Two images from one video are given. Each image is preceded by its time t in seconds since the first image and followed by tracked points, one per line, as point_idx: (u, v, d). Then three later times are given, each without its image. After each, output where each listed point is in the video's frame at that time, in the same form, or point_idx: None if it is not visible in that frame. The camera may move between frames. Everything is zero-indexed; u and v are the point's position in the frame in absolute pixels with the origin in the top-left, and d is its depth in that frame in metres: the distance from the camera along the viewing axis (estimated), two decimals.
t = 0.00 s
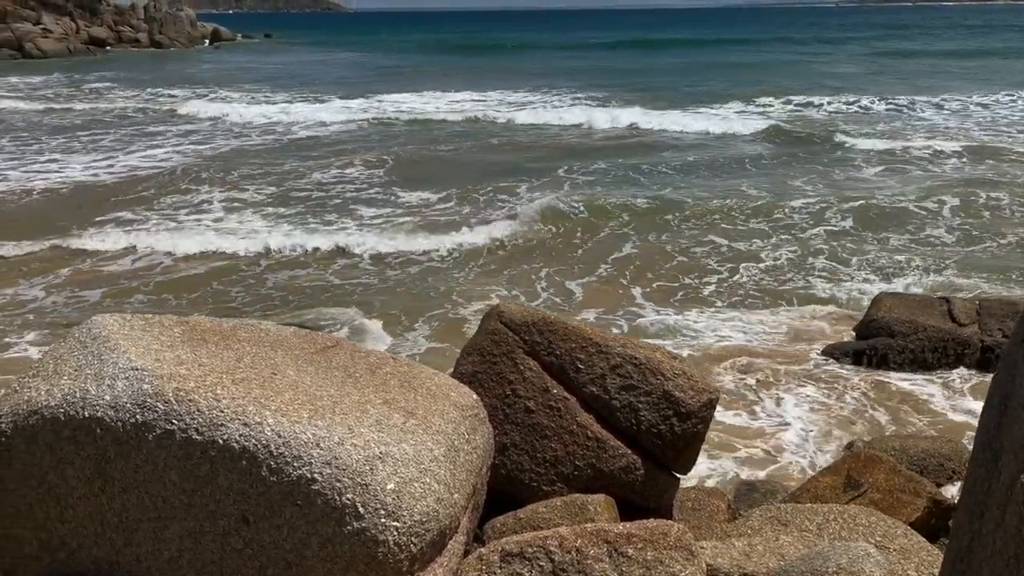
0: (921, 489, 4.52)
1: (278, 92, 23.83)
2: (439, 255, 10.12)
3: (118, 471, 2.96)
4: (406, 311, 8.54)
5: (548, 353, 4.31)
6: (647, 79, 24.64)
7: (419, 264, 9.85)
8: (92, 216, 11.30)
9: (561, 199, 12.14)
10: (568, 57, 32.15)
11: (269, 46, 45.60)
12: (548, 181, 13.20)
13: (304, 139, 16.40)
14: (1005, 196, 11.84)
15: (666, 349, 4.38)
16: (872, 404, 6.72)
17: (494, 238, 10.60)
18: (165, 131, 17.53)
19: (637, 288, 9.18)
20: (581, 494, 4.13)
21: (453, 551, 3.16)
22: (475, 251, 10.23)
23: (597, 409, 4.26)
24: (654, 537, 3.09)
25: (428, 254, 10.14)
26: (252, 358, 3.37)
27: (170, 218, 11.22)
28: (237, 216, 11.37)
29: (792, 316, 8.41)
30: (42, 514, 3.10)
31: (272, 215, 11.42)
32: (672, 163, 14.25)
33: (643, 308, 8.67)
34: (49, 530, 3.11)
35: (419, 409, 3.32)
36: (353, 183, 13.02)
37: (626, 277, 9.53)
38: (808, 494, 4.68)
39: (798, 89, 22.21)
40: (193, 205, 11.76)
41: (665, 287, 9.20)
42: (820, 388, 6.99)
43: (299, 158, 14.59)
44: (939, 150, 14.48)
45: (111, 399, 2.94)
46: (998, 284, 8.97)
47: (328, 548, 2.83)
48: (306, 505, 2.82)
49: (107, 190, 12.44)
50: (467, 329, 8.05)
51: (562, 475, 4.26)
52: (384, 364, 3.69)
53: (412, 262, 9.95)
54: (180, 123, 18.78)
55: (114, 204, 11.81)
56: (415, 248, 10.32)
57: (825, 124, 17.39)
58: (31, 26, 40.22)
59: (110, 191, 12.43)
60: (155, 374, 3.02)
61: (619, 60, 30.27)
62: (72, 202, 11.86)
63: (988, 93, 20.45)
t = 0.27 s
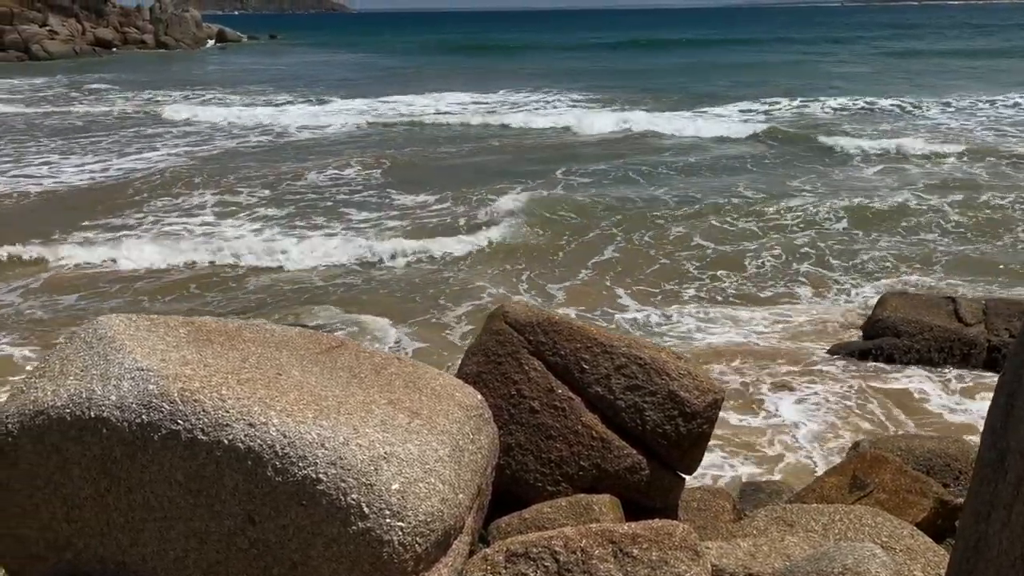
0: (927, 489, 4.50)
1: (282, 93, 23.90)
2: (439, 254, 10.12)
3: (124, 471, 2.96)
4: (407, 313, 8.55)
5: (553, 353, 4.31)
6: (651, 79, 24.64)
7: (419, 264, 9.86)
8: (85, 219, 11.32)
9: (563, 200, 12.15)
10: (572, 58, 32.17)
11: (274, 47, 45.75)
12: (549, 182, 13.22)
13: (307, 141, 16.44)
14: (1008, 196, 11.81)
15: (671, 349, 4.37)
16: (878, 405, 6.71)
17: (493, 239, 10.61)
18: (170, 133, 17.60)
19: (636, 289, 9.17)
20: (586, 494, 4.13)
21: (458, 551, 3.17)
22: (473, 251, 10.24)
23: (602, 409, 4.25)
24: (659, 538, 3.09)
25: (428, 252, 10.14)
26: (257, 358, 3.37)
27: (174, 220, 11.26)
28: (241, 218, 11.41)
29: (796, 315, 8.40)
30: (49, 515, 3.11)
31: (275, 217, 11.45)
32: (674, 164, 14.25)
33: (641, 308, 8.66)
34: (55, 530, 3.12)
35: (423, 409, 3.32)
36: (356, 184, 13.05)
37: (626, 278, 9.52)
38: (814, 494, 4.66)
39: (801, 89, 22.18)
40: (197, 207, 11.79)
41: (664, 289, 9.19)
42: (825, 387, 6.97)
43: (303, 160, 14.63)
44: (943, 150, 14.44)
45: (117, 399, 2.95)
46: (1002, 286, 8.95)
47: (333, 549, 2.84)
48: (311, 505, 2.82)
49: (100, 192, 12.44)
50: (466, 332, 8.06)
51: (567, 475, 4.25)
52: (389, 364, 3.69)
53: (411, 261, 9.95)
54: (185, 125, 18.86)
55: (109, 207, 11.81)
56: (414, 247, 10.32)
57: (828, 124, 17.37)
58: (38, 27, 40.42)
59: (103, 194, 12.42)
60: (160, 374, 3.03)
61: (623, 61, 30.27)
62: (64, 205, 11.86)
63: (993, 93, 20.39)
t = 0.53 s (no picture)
0: (932, 490, 4.49)
1: (286, 94, 23.94)
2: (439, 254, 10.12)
3: (128, 472, 2.97)
4: (410, 313, 8.56)
5: (557, 354, 4.31)
6: (653, 80, 24.64)
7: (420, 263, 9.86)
8: (84, 220, 11.36)
9: (565, 201, 12.15)
10: (575, 58, 32.18)
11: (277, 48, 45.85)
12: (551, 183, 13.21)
13: (310, 142, 16.47)
14: (1011, 197, 11.79)
15: (675, 350, 4.37)
16: (882, 405, 6.69)
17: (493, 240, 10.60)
18: (174, 134, 17.64)
19: (637, 289, 9.17)
20: (590, 495, 4.12)
21: (462, 552, 3.17)
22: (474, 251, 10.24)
23: (606, 410, 4.25)
24: (663, 539, 3.09)
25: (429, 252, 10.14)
26: (261, 358, 3.38)
27: (177, 220, 11.29)
28: (244, 219, 11.42)
29: (799, 316, 8.38)
30: (53, 514, 3.11)
31: (277, 217, 11.47)
32: (676, 165, 14.25)
33: (642, 308, 8.65)
34: (60, 530, 3.13)
35: (428, 409, 3.32)
36: (357, 186, 13.08)
37: (627, 278, 9.52)
38: (818, 495, 4.65)
39: (804, 89, 22.16)
40: (200, 208, 11.82)
41: (665, 288, 9.18)
42: (828, 387, 6.96)
43: (305, 161, 14.66)
44: (945, 151, 14.42)
45: (121, 399, 2.95)
46: (1005, 288, 8.93)
47: (337, 549, 2.84)
48: (315, 505, 2.82)
49: (95, 193, 12.46)
50: (466, 334, 8.07)
51: (571, 476, 4.25)
52: (393, 364, 3.70)
53: (412, 260, 9.95)
54: (189, 126, 18.91)
55: (107, 208, 11.84)
56: (414, 248, 10.33)
57: (831, 124, 17.34)
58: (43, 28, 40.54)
59: (98, 195, 12.44)
60: (165, 374, 3.03)
61: (625, 62, 30.27)
62: (60, 207, 11.89)
63: (996, 93, 20.35)
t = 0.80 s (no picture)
0: (936, 491, 4.48)
1: (288, 94, 23.97)
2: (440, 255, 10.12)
3: (132, 472, 2.97)
4: (412, 313, 8.57)
5: (560, 354, 4.31)
6: (655, 80, 24.63)
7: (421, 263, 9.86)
8: (81, 220, 11.34)
9: (566, 203, 12.15)
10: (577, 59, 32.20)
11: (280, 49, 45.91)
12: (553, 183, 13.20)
13: (312, 143, 16.49)
14: (1014, 198, 11.77)
15: (678, 350, 4.36)
16: (885, 405, 6.68)
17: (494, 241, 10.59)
18: (176, 135, 17.67)
19: (639, 290, 9.16)
20: (593, 495, 4.12)
21: (466, 552, 3.17)
22: (475, 252, 10.23)
23: (609, 410, 4.25)
24: (666, 539, 3.09)
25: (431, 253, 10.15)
26: (264, 358, 3.38)
27: (180, 220, 11.30)
28: (245, 219, 11.43)
29: (801, 317, 8.36)
30: (57, 514, 3.12)
31: (279, 218, 11.48)
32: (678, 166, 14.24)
33: (644, 309, 8.64)
34: (64, 530, 3.13)
35: (431, 410, 3.32)
36: (359, 186, 13.09)
37: (628, 279, 9.51)
38: (821, 496, 4.64)
39: (806, 90, 22.14)
40: (203, 208, 11.83)
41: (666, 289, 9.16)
42: (831, 388, 6.94)
43: (307, 163, 14.68)
44: (947, 151, 14.40)
45: (125, 399, 2.96)
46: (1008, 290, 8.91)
47: (340, 549, 2.84)
48: (318, 506, 2.82)
49: (91, 193, 12.44)
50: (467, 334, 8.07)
51: (574, 476, 4.25)
52: (396, 364, 3.70)
53: (414, 259, 9.95)
54: (191, 126, 18.94)
55: (106, 207, 11.83)
56: (416, 249, 10.33)
57: (833, 125, 17.31)
58: (46, 28, 40.59)
59: (94, 195, 12.43)
60: (168, 374, 3.03)
61: (627, 62, 30.26)
62: (55, 206, 11.85)
63: (999, 93, 20.31)
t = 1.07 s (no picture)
0: (936, 492, 4.48)
1: (287, 94, 24.00)
2: (437, 257, 10.12)
3: (132, 472, 2.97)
4: (410, 312, 8.58)
5: (560, 354, 4.31)
6: (655, 81, 24.62)
7: (419, 264, 9.87)
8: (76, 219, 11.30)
9: (564, 204, 12.14)
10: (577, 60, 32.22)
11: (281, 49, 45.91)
12: (549, 184, 13.22)
13: (311, 144, 16.50)
14: (1013, 199, 11.75)
15: (678, 350, 4.36)
16: (887, 406, 6.68)
17: (490, 242, 10.60)
18: (176, 135, 17.68)
19: (635, 289, 9.16)
20: (592, 495, 4.12)
21: (466, 552, 3.16)
22: (473, 253, 10.25)
23: (609, 410, 4.24)
24: (667, 539, 3.08)
25: (428, 254, 10.16)
26: (264, 359, 3.38)
27: (174, 221, 11.29)
28: (243, 219, 11.44)
29: (800, 317, 8.36)
30: (57, 514, 3.12)
31: (274, 220, 11.47)
32: (675, 166, 14.28)
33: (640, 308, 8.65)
34: (64, 530, 3.13)
35: (431, 410, 3.32)
36: (359, 187, 13.10)
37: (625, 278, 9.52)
38: (822, 496, 4.63)
39: (806, 90, 22.15)
40: (203, 209, 11.84)
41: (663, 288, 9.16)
42: (832, 389, 6.94)
43: (307, 164, 14.69)
44: (947, 152, 14.41)
45: (125, 399, 2.96)
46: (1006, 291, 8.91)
47: (340, 549, 2.84)
48: (318, 506, 2.82)
49: (92, 194, 12.44)
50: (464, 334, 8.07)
51: (574, 476, 4.25)
52: (397, 364, 3.69)
53: (408, 261, 9.94)
54: (191, 126, 18.94)
55: (101, 208, 11.80)
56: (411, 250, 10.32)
57: (832, 125, 17.30)
58: (47, 28, 40.60)
59: (85, 196, 12.36)
60: (168, 374, 3.03)
61: (626, 63, 30.29)
62: (45, 208, 11.76)
63: (1000, 94, 20.29)
